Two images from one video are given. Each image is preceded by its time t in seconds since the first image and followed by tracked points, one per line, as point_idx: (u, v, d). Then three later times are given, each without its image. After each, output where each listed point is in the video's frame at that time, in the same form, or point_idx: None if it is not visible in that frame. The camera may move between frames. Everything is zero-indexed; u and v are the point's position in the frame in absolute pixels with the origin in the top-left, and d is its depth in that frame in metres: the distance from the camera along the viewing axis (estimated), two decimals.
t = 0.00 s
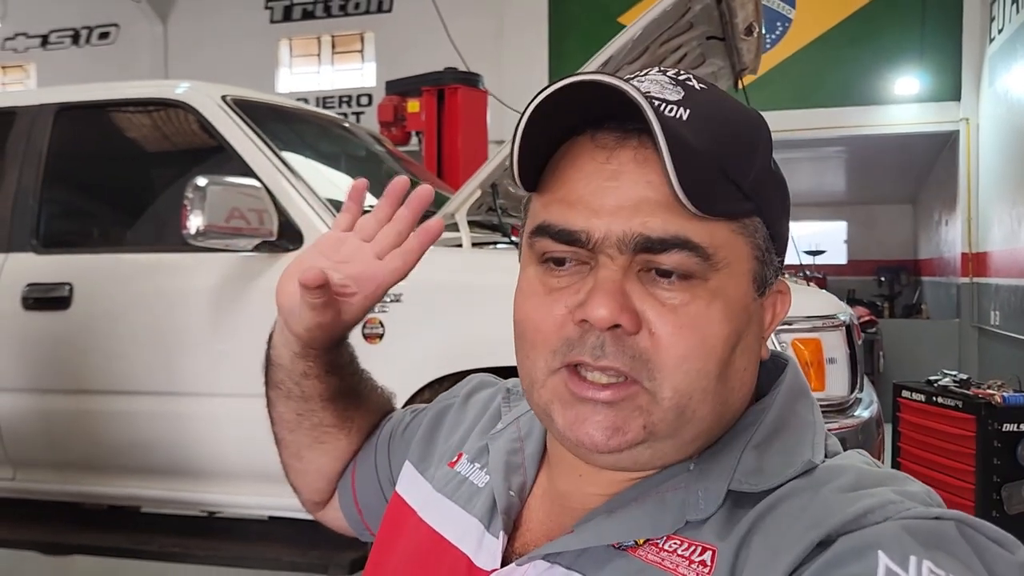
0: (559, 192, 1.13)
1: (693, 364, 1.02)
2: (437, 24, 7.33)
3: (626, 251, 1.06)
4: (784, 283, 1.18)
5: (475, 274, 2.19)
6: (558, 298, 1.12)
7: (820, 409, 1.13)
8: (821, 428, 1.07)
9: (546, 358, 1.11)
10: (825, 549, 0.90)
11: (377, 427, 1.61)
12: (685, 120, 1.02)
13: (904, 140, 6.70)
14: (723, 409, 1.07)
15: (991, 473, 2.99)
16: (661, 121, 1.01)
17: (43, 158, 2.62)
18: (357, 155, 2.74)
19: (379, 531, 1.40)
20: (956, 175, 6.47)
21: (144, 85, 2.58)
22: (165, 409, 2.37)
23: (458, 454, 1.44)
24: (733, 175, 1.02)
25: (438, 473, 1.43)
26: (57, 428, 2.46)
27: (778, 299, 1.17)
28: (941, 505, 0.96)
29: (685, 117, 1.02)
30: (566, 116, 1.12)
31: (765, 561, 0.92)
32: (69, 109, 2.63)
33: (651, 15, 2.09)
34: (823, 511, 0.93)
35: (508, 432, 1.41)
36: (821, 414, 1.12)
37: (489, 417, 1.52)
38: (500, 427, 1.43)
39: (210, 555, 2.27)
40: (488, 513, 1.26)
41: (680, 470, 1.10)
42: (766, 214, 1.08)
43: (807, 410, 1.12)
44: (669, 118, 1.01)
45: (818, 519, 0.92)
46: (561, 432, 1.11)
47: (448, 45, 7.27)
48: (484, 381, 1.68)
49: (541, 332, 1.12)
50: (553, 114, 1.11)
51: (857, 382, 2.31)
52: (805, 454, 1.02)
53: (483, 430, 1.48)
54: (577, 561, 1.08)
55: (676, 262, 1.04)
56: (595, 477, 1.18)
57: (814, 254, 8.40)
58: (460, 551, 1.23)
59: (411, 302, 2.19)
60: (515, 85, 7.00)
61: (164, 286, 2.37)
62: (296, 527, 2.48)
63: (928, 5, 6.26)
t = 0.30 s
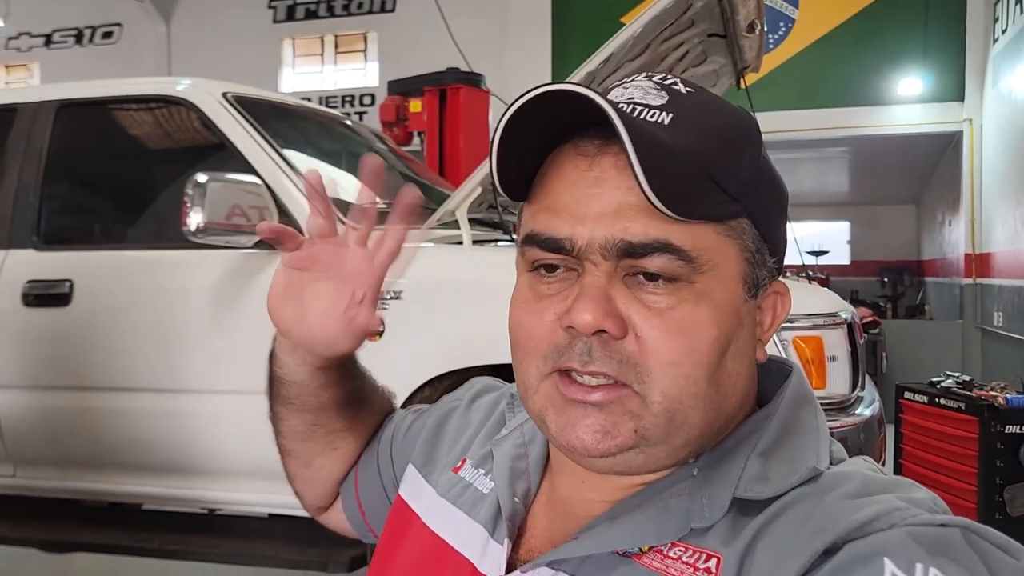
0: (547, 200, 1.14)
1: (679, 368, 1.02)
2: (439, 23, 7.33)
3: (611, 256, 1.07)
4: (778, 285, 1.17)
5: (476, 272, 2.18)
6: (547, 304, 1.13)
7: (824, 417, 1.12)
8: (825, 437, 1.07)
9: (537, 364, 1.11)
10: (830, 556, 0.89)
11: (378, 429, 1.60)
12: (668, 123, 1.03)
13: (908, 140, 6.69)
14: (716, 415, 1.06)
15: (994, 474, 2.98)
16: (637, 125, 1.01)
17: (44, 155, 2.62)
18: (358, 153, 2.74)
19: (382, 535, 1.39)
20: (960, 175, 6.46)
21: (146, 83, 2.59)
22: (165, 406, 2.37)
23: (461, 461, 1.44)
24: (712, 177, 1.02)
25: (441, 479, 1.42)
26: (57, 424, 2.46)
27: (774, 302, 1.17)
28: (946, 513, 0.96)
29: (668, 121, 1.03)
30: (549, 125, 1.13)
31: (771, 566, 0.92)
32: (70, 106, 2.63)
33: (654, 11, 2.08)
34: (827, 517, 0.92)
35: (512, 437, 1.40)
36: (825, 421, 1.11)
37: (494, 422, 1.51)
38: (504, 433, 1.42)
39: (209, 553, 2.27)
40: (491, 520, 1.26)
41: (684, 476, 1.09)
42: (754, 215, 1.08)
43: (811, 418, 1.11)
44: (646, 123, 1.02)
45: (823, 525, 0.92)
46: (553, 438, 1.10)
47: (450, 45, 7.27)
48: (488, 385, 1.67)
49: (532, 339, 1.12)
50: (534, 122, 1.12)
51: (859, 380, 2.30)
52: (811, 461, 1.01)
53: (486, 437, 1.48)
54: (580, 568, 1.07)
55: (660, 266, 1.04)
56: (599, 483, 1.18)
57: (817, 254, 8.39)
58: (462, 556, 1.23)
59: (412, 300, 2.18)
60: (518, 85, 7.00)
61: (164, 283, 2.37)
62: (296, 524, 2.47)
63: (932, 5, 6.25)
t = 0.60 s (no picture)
0: (550, 202, 1.13)
1: (685, 367, 1.01)
2: (443, 22, 7.32)
3: (616, 256, 1.06)
4: (784, 284, 1.16)
5: (478, 268, 2.17)
6: (553, 306, 1.12)
7: (831, 420, 1.11)
8: (831, 437, 1.06)
9: (543, 367, 1.10)
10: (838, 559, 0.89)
11: (382, 439, 1.61)
12: (669, 124, 1.03)
13: (911, 140, 6.67)
14: (722, 416, 1.05)
15: (997, 476, 2.98)
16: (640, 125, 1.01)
17: (45, 150, 2.62)
18: (361, 149, 2.72)
19: (388, 541, 1.39)
20: (965, 175, 6.45)
21: (148, 79, 2.57)
22: (166, 402, 2.36)
23: (467, 466, 1.43)
24: (716, 176, 1.02)
25: (447, 485, 1.42)
26: (58, 420, 2.46)
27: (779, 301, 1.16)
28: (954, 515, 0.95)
29: (669, 122, 1.03)
30: (550, 127, 1.13)
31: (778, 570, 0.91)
32: (71, 102, 2.63)
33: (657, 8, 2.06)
34: (834, 521, 0.91)
35: (517, 442, 1.40)
36: (832, 424, 1.10)
37: (499, 427, 1.50)
38: (509, 437, 1.42)
39: (210, 549, 2.26)
40: (497, 525, 1.25)
41: (691, 480, 1.08)
42: (758, 213, 1.07)
43: (817, 420, 1.10)
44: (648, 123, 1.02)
45: (829, 529, 0.91)
46: (561, 441, 1.10)
47: (453, 44, 7.26)
48: (492, 392, 1.67)
49: (537, 342, 1.12)
50: (536, 124, 1.12)
51: (862, 378, 2.29)
52: (817, 463, 1.00)
53: (490, 441, 1.47)
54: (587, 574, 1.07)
55: (665, 265, 1.04)
56: (606, 487, 1.18)
57: (820, 255, 8.39)
58: (469, 561, 1.23)
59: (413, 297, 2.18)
60: (521, 84, 6.99)
61: (165, 280, 2.36)
62: (296, 521, 2.47)
63: (937, 5, 6.23)
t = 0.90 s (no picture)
0: (558, 198, 1.12)
1: (699, 364, 1.01)
2: (445, 21, 7.32)
3: (628, 251, 1.05)
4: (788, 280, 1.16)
5: (478, 262, 2.16)
6: (562, 303, 1.11)
7: (832, 414, 1.11)
8: (833, 432, 1.05)
9: (552, 364, 1.10)
10: (840, 552, 0.88)
11: (383, 438, 1.60)
12: (679, 119, 1.02)
13: (915, 140, 6.66)
14: (732, 411, 1.05)
15: (999, 476, 2.97)
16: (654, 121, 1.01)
17: (48, 144, 2.63)
18: (363, 145, 2.72)
19: (389, 541, 1.38)
20: (968, 175, 6.44)
21: (149, 73, 2.58)
22: (167, 396, 2.36)
23: (468, 464, 1.43)
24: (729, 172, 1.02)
25: (448, 483, 1.41)
26: (60, 414, 2.46)
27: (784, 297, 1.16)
28: (957, 509, 0.94)
29: (679, 116, 1.03)
30: (559, 121, 1.12)
31: (780, 565, 0.91)
32: (73, 97, 2.64)
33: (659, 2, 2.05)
34: (836, 514, 0.91)
35: (518, 439, 1.39)
36: (833, 418, 1.09)
37: (499, 425, 1.50)
38: (510, 434, 1.42)
39: (211, 543, 2.26)
40: (499, 522, 1.24)
41: (693, 475, 1.07)
42: (766, 209, 1.07)
43: (819, 414, 1.09)
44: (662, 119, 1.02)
45: (831, 522, 0.90)
46: (570, 440, 1.09)
47: (456, 43, 7.26)
48: (491, 391, 1.67)
49: (545, 339, 1.11)
50: (546, 119, 1.11)
51: (864, 373, 2.28)
52: (820, 457, 0.99)
53: (491, 439, 1.47)
54: (590, 569, 1.07)
55: (677, 260, 1.04)
56: (608, 483, 1.17)
57: (822, 254, 8.39)
58: (472, 560, 1.22)
59: (416, 289, 2.17)
60: (524, 84, 6.99)
61: (166, 274, 2.36)
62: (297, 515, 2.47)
63: (940, 5, 6.22)
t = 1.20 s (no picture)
0: (570, 187, 1.14)
1: (706, 354, 1.01)
2: (447, 21, 7.31)
3: (638, 240, 1.06)
4: (784, 284, 1.16)
5: (477, 259, 2.15)
6: (568, 292, 1.11)
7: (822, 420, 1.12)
8: (823, 436, 1.06)
9: (555, 353, 1.10)
10: (831, 557, 0.88)
11: (368, 446, 1.59)
12: (690, 118, 1.02)
13: (918, 141, 6.65)
14: (731, 404, 1.05)
15: (1001, 478, 2.96)
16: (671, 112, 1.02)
17: (49, 141, 2.63)
18: (363, 142, 2.71)
19: (377, 547, 1.37)
20: (971, 175, 6.43)
21: (150, 70, 2.58)
22: (166, 393, 2.36)
23: (458, 470, 1.42)
24: (741, 167, 1.03)
25: (438, 488, 1.40)
26: (59, 411, 2.46)
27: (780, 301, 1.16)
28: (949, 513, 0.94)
29: (686, 117, 1.02)
30: (577, 112, 1.13)
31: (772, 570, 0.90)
32: (73, 94, 2.64)
33: None
34: (829, 518, 0.91)
35: (509, 444, 1.39)
36: (824, 424, 1.10)
37: (489, 431, 1.50)
38: (501, 439, 1.42)
39: (210, 541, 2.27)
40: (491, 527, 1.24)
41: (685, 478, 1.07)
42: (772, 210, 1.09)
43: (811, 420, 1.10)
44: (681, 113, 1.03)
45: (824, 526, 0.90)
46: (571, 429, 1.08)
47: (458, 42, 7.26)
48: (480, 397, 1.67)
49: (550, 328, 1.11)
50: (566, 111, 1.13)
51: (865, 371, 2.27)
52: (812, 461, 1.00)
53: (483, 444, 1.47)
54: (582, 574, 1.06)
55: (689, 248, 1.04)
56: (601, 486, 1.17)
57: (824, 254, 8.38)
58: (463, 565, 1.21)
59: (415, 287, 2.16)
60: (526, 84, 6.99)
61: (166, 271, 2.36)
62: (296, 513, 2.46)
63: (943, 5, 6.22)
